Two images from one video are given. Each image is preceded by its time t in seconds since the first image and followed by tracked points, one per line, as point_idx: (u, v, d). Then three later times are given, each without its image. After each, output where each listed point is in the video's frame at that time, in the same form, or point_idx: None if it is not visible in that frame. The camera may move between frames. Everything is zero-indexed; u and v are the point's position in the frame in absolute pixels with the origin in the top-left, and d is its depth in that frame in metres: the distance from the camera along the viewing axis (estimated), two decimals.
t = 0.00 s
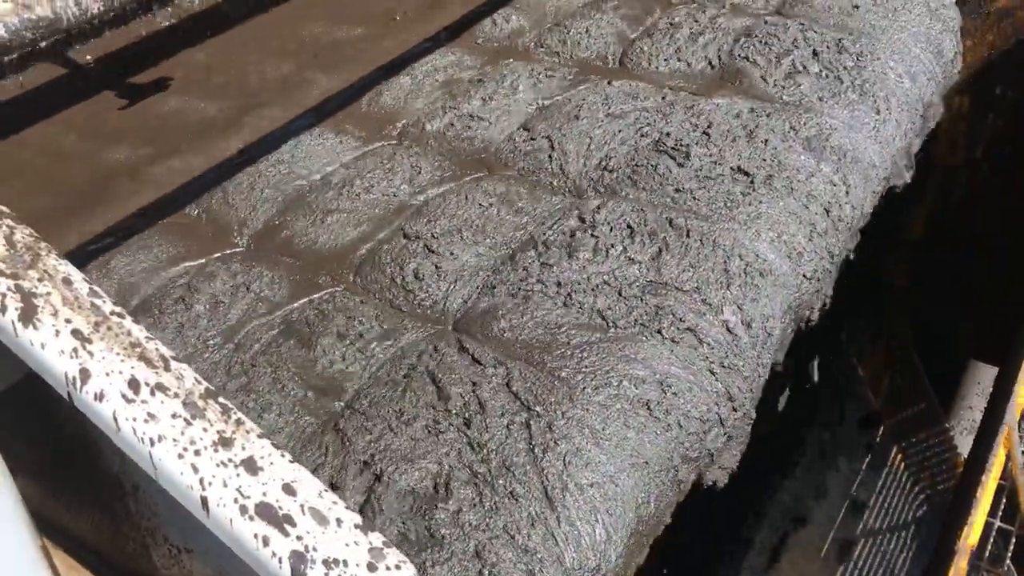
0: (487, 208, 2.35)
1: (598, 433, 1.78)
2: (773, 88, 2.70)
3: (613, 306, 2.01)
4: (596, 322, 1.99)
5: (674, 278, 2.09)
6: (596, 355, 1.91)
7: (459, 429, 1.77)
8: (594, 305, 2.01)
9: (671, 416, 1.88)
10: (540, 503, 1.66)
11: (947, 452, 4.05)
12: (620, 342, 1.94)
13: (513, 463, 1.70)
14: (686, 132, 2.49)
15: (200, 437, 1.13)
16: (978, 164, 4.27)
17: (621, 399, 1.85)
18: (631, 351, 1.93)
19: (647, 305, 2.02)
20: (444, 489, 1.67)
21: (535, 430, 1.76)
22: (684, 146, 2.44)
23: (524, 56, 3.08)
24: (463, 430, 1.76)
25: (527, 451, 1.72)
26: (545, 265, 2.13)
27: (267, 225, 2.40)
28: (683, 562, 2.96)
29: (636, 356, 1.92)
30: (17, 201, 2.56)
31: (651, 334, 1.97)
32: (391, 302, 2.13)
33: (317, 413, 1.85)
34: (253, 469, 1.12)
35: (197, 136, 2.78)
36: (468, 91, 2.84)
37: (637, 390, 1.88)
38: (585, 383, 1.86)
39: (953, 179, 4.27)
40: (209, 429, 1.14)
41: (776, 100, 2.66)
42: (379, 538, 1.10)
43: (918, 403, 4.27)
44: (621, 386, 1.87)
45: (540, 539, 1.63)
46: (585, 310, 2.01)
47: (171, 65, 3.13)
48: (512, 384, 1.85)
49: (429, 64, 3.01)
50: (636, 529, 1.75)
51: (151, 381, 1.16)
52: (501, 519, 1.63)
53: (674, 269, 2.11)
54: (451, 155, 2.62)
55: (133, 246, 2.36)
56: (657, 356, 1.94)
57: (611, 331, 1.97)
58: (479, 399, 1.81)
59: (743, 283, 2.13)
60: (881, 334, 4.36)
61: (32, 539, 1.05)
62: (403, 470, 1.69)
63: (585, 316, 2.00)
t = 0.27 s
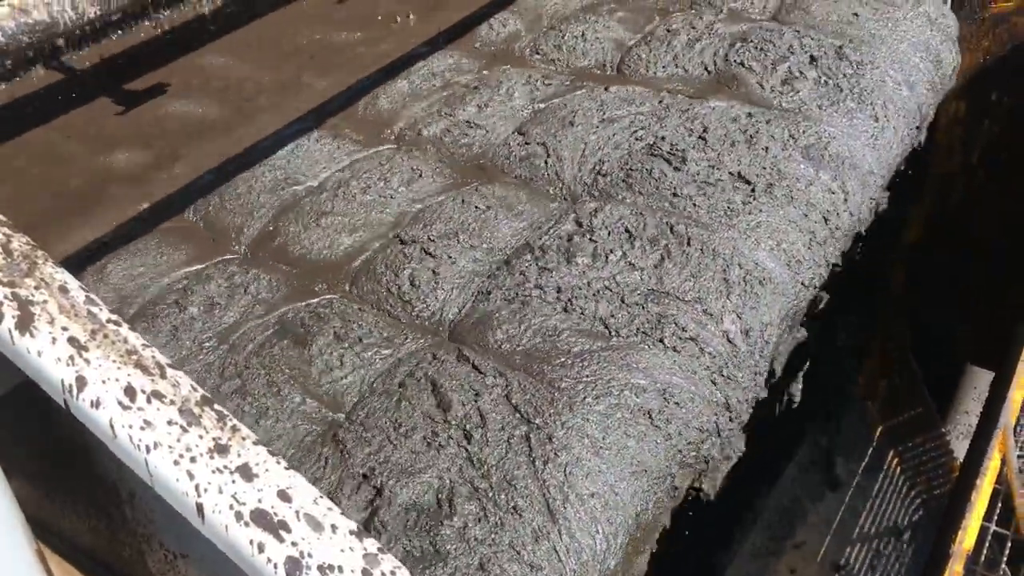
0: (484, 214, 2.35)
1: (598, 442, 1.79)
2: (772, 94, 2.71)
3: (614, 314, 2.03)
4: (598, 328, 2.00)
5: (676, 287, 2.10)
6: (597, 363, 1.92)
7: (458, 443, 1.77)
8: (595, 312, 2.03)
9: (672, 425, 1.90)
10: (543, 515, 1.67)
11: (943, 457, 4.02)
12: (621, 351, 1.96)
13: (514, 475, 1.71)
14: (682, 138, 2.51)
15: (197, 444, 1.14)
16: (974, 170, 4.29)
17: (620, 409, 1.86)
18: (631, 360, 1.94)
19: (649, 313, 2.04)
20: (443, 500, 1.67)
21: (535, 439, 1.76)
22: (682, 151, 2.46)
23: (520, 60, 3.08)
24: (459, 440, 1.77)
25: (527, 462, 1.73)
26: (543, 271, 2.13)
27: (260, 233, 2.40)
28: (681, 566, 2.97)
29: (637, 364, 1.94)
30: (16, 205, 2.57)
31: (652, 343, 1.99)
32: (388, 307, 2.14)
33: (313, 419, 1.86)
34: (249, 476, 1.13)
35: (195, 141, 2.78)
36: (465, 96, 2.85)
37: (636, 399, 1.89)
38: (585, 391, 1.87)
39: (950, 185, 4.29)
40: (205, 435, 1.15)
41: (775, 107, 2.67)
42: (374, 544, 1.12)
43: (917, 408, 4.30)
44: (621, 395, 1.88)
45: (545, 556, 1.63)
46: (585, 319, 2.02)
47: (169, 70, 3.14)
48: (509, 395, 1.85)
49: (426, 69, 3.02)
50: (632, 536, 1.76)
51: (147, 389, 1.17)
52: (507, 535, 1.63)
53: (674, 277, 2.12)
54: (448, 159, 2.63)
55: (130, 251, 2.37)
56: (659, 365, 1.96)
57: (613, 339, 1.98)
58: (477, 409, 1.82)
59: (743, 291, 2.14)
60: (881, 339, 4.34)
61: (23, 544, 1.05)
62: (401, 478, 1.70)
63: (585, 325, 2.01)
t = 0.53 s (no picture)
0: (480, 218, 2.35)
1: (598, 452, 1.78)
2: (770, 103, 2.72)
3: (615, 320, 2.03)
4: (598, 335, 2.01)
5: (677, 294, 2.09)
6: (597, 368, 1.91)
7: (459, 446, 1.77)
8: (598, 319, 2.03)
9: (672, 436, 1.88)
10: (547, 531, 1.65)
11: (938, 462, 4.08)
12: (621, 356, 1.95)
13: (513, 482, 1.71)
14: (680, 151, 2.50)
15: (192, 446, 1.13)
16: (969, 177, 4.30)
17: (619, 413, 1.85)
18: (630, 364, 1.94)
19: (650, 319, 2.04)
20: (447, 509, 1.66)
21: (534, 447, 1.76)
22: (679, 163, 2.46)
23: (518, 68, 3.09)
24: (458, 445, 1.76)
25: (528, 472, 1.72)
26: (541, 280, 2.13)
27: (257, 237, 2.41)
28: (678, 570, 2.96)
29: (636, 371, 1.93)
30: (12, 209, 2.57)
31: (651, 350, 1.99)
32: (385, 315, 2.13)
33: (310, 426, 1.86)
34: (244, 478, 1.12)
35: (193, 145, 2.78)
36: (462, 105, 2.86)
37: (634, 407, 1.87)
38: (583, 396, 1.86)
39: (946, 192, 4.34)
40: (200, 437, 1.14)
41: (772, 113, 2.69)
42: (370, 546, 1.10)
43: (912, 412, 4.35)
44: (622, 404, 1.86)
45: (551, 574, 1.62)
46: (585, 329, 2.02)
47: (166, 74, 3.14)
48: (511, 399, 1.85)
49: (424, 75, 3.03)
50: (631, 544, 1.76)
51: (142, 390, 1.17)
52: (514, 552, 1.62)
53: (674, 284, 2.11)
54: (444, 167, 2.63)
55: (127, 256, 2.36)
56: (660, 372, 1.95)
57: (613, 344, 1.98)
58: (475, 414, 1.82)
59: (743, 300, 2.12)
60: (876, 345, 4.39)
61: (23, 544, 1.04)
62: (402, 485, 1.69)
63: (588, 329, 2.02)
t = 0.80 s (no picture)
0: (479, 221, 2.36)
1: (602, 457, 1.78)
2: (771, 104, 2.70)
3: (620, 323, 2.03)
4: (600, 337, 2.00)
5: (682, 298, 2.09)
6: (599, 371, 1.92)
7: (460, 454, 1.76)
8: (605, 323, 2.02)
9: (676, 444, 1.90)
10: (553, 542, 1.65)
11: (937, 463, 4.05)
12: (623, 359, 1.95)
13: (513, 477, 1.71)
14: (681, 146, 2.52)
15: (192, 447, 1.13)
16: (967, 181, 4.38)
17: (619, 416, 1.85)
18: (630, 369, 1.94)
19: (655, 323, 2.04)
20: (453, 516, 1.64)
21: (537, 452, 1.75)
22: (679, 159, 2.47)
23: (516, 67, 3.09)
24: (461, 448, 1.76)
25: (533, 478, 1.71)
26: (542, 281, 2.13)
27: (258, 235, 2.40)
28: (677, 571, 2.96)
29: (641, 375, 1.94)
30: (9, 210, 2.56)
31: (662, 355, 1.99)
32: (385, 315, 2.13)
33: (309, 426, 1.85)
34: (244, 479, 1.12)
35: (191, 146, 2.78)
36: (461, 105, 2.86)
37: (636, 411, 1.88)
38: (583, 402, 1.85)
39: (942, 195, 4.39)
40: (200, 438, 1.14)
41: (773, 113, 2.68)
42: (370, 548, 1.10)
43: (910, 414, 4.34)
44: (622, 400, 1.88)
45: None
46: (586, 327, 2.02)
47: (165, 75, 3.14)
48: (511, 405, 1.84)
49: (423, 76, 3.02)
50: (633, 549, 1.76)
51: (142, 390, 1.16)
52: (524, 566, 1.61)
53: (678, 288, 2.11)
54: (443, 167, 2.63)
55: (126, 257, 2.36)
56: (665, 378, 1.96)
57: (619, 347, 1.98)
58: (479, 414, 1.82)
59: (745, 306, 2.14)
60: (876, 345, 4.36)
61: (22, 546, 1.04)
62: (404, 495, 1.68)
63: (591, 333, 2.00)
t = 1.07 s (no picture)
0: (475, 220, 2.35)
1: (603, 463, 1.78)
2: (771, 102, 2.70)
3: (622, 324, 2.02)
4: (599, 338, 1.99)
5: (682, 301, 2.08)
6: (600, 372, 1.91)
7: (462, 463, 1.73)
8: (607, 325, 2.01)
9: (677, 452, 1.90)
10: (558, 550, 1.65)
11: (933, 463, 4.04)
12: (622, 360, 1.94)
13: (513, 480, 1.70)
14: (679, 145, 2.50)
15: (186, 447, 1.13)
16: (965, 182, 4.40)
17: (618, 418, 1.85)
18: (629, 371, 1.93)
19: (658, 325, 2.03)
20: (459, 527, 1.63)
21: (539, 456, 1.74)
22: (679, 157, 2.45)
23: (513, 65, 3.08)
24: (463, 451, 1.74)
25: (534, 484, 1.70)
26: (538, 282, 2.11)
27: (253, 232, 2.40)
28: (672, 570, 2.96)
29: (641, 378, 1.93)
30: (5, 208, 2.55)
31: (664, 358, 1.98)
32: (382, 315, 2.13)
33: (305, 425, 1.85)
34: (239, 479, 1.12)
35: (187, 144, 2.77)
36: (457, 102, 2.85)
37: (636, 413, 1.88)
38: (583, 406, 1.84)
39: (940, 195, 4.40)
40: (195, 438, 1.14)
41: (772, 113, 2.67)
42: (364, 549, 1.11)
43: (905, 414, 4.35)
44: (620, 397, 1.88)
45: None
46: (588, 329, 2.01)
47: (161, 72, 3.13)
48: (512, 409, 1.83)
49: (419, 73, 3.01)
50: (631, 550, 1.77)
51: (136, 390, 1.16)
52: None
53: (680, 291, 2.10)
54: (439, 163, 2.62)
55: (121, 255, 2.35)
56: (668, 381, 1.95)
57: (621, 350, 1.98)
58: (476, 412, 1.82)
59: (747, 310, 2.15)
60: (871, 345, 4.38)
61: (14, 548, 1.03)
62: (406, 505, 1.65)
63: (592, 333, 2.00)
